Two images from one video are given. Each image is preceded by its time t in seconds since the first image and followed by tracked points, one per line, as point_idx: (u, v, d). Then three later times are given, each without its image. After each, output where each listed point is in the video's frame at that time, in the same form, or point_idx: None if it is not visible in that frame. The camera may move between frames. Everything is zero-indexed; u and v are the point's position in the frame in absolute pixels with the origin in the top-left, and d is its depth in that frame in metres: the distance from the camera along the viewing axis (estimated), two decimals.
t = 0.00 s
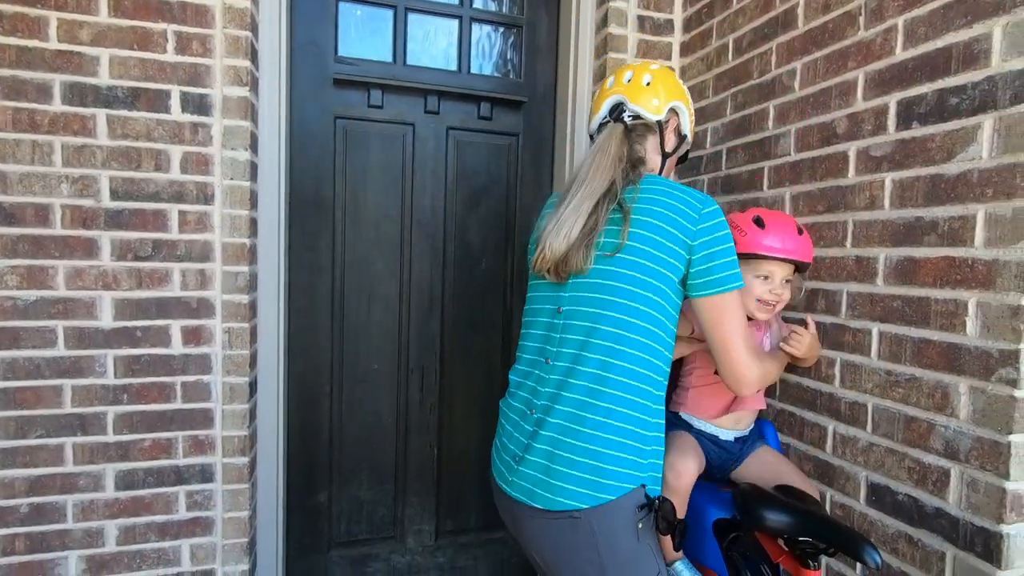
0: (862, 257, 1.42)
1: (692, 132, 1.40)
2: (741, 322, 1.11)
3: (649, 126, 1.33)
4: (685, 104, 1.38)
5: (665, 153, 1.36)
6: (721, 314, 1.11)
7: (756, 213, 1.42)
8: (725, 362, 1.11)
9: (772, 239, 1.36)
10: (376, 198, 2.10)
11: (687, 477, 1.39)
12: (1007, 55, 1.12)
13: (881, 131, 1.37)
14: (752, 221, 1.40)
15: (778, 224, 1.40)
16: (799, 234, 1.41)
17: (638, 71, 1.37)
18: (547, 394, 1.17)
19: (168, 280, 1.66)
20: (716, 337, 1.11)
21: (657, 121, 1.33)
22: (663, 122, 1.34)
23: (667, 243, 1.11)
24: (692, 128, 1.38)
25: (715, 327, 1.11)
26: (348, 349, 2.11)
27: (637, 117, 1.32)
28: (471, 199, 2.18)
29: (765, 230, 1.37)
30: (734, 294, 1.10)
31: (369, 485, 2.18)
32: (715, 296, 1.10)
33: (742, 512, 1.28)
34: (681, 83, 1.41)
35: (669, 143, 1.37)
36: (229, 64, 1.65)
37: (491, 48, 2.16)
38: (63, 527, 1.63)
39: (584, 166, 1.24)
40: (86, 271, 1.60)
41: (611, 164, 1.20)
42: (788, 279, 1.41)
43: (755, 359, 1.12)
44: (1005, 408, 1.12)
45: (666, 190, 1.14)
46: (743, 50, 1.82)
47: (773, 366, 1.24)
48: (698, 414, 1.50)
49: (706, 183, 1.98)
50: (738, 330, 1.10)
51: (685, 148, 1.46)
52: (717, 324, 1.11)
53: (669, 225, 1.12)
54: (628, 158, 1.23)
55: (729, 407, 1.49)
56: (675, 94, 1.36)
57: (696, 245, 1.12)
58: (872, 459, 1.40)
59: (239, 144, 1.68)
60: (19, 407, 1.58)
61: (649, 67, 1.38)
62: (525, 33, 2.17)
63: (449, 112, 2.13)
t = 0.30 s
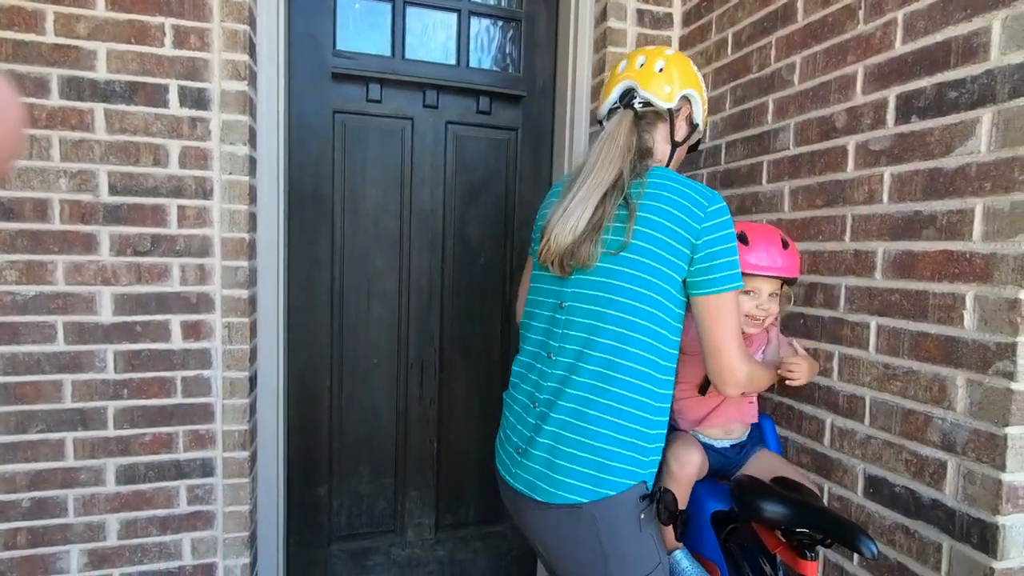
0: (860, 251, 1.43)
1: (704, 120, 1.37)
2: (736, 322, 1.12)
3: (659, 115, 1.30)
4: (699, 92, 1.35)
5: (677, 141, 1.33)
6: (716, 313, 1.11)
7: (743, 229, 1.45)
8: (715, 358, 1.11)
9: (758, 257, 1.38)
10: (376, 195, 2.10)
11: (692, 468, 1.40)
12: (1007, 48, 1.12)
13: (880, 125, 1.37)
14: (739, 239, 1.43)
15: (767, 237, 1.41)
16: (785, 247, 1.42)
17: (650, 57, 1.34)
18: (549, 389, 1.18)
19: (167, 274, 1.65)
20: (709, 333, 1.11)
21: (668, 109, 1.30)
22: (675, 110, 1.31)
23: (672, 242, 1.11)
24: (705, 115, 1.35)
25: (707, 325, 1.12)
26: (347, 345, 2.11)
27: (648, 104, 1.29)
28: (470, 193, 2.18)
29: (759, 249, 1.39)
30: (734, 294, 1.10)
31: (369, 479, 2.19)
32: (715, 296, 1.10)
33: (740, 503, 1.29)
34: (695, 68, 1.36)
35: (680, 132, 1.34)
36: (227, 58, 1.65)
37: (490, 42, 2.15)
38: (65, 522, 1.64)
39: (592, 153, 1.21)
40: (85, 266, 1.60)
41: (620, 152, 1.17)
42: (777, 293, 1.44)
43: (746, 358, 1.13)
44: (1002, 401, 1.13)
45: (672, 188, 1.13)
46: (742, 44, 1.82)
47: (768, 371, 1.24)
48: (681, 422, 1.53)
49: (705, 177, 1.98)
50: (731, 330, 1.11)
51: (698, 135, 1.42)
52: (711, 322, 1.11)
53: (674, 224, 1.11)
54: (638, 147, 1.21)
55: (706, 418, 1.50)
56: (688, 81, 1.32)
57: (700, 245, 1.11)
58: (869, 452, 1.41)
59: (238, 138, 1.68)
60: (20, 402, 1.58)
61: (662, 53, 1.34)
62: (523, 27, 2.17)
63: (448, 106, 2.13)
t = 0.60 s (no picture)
0: (860, 247, 1.43)
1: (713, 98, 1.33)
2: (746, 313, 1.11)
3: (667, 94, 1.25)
4: (708, 67, 1.30)
5: (684, 122, 1.28)
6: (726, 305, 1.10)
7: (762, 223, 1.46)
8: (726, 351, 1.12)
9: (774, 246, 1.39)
10: (376, 191, 2.10)
11: (703, 468, 1.40)
12: (1007, 44, 1.12)
13: (880, 121, 1.38)
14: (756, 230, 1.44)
15: (784, 231, 1.42)
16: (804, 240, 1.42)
17: (656, 31, 1.29)
18: (553, 384, 1.18)
19: (168, 271, 1.66)
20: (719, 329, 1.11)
21: (675, 88, 1.25)
22: (682, 88, 1.26)
23: (673, 236, 1.09)
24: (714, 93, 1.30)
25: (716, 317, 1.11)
26: (348, 341, 2.12)
27: (653, 82, 1.25)
28: (470, 189, 2.18)
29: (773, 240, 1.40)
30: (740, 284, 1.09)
31: (370, 475, 2.20)
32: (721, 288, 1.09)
33: (740, 498, 1.30)
34: (704, 42, 1.31)
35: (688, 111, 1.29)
36: (228, 55, 1.65)
37: (491, 38, 2.15)
38: (68, 517, 1.64)
39: (592, 143, 1.20)
40: (87, 262, 1.60)
41: (620, 142, 1.16)
42: (794, 286, 1.44)
43: (756, 348, 1.13)
44: (1000, 396, 1.13)
45: (673, 179, 1.11)
46: (742, 39, 1.82)
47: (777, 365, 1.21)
48: (688, 421, 1.54)
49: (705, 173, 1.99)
50: (741, 322, 1.10)
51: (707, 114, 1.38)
52: (720, 316, 1.10)
53: (676, 216, 1.09)
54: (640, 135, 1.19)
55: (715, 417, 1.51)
56: (697, 56, 1.27)
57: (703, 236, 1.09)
58: (868, 447, 1.42)
59: (239, 135, 1.68)
60: (22, 398, 1.59)
61: (668, 26, 1.30)
62: (524, 23, 2.17)
63: (448, 103, 2.13)
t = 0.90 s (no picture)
0: (860, 244, 1.43)
1: (733, 82, 1.28)
2: (760, 309, 1.11)
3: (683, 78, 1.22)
4: (729, 48, 1.24)
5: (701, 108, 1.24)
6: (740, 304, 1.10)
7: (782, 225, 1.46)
8: (744, 349, 1.12)
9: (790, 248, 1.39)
10: (378, 190, 2.09)
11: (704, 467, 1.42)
12: (1008, 40, 1.12)
13: (881, 117, 1.37)
14: (774, 231, 1.44)
15: (801, 233, 1.41)
16: (821, 244, 1.40)
17: (675, 10, 1.24)
18: (565, 384, 1.18)
19: (168, 270, 1.65)
20: (734, 328, 1.11)
21: (693, 73, 1.20)
22: (701, 72, 1.21)
23: (689, 237, 1.08)
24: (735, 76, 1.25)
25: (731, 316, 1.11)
26: (349, 339, 2.12)
27: (670, 66, 1.20)
28: (470, 187, 2.18)
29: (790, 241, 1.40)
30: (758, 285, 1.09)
31: (371, 473, 2.20)
32: (736, 288, 1.09)
33: (742, 497, 1.30)
34: (726, 21, 1.26)
35: (706, 96, 1.25)
36: (227, 52, 1.64)
37: (490, 36, 2.15)
38: (68, 516, 1.64)
39: (606, 134, 1.16)
40: (86, 261, 1.60)
41: (638, 133, 1.13)
42: (805, 289, 1.43)
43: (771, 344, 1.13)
44: (1001, 393, 1.13)
45: (688, 177, 1.08)
46: (743, 36, 1.82)
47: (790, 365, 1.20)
48: (689, 417, 1.55)
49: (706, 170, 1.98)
50: (756, 320, 1.10)
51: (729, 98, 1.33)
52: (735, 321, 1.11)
53: (691, 217, 1.07)
54: (656, 126, 1.16)
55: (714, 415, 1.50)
56: (718, 37, 1.22)
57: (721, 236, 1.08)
58: (869, 444, 1.42)
59: (238, 133, 1.67)
60: (22, 397, 1.58)
61: (688, 6, 1.25)
62: (523, 20, 2.16)
63: (448, 100, 2.12)
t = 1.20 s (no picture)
0: (861, 242, 1.43)
1: (741, 76, 1.27)
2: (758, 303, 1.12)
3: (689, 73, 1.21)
4: (737, 42, 1.23)
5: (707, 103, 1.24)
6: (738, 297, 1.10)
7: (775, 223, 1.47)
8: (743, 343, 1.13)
9: (785, 248, 1.40)
10: (378, 188, 2.09)
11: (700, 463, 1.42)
12: (1009, 37, 1.12)
13: (882, 115, 1.37)
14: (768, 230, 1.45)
15: (793, 232, 1.42)
16: (813, 243, 1.41)
17: (682, 2, 1.23)
18: (563, 379, 1.18)
19: (168, 269, 1.65)
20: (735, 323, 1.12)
21: (697, 67, 1.20)
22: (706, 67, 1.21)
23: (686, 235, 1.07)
24: (742, 70, 1.24)
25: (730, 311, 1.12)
26: (349, 337, 2.11)
27: (674, 60, 1.20)
28: (469, 186, 2.17)
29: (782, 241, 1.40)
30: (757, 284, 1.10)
31: (371, 472, 2.20)
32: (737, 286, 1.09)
33: (742, 495, 1.31)
34: (734, 14, 1.25)
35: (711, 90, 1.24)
36: (226, 51, 1.64)
37: (489, 34, 2.14)
38: (69, 516, 1.64)
39: (611, 128, 1.14)
40: (86, 261, 1.59)
41: (642, 127, 1.11)
42: (798, 288, 1.44)
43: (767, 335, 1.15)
44: (1003, 390, 1.13)
45: (686, 175, 1.08)
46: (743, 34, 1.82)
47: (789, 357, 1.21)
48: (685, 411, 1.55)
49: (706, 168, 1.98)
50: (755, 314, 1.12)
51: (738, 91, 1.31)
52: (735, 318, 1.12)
53: (687, 215, 1.07)
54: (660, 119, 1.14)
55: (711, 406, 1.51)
56: (725, 31, 1.21)
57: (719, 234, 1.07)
58: (870, 442, 1.42)
59: (237, 132, 1.67)
60: (22, 397, 1.58)
61: None
62: (523, 18, 2.16)
63: (447, 99, 2.12)
